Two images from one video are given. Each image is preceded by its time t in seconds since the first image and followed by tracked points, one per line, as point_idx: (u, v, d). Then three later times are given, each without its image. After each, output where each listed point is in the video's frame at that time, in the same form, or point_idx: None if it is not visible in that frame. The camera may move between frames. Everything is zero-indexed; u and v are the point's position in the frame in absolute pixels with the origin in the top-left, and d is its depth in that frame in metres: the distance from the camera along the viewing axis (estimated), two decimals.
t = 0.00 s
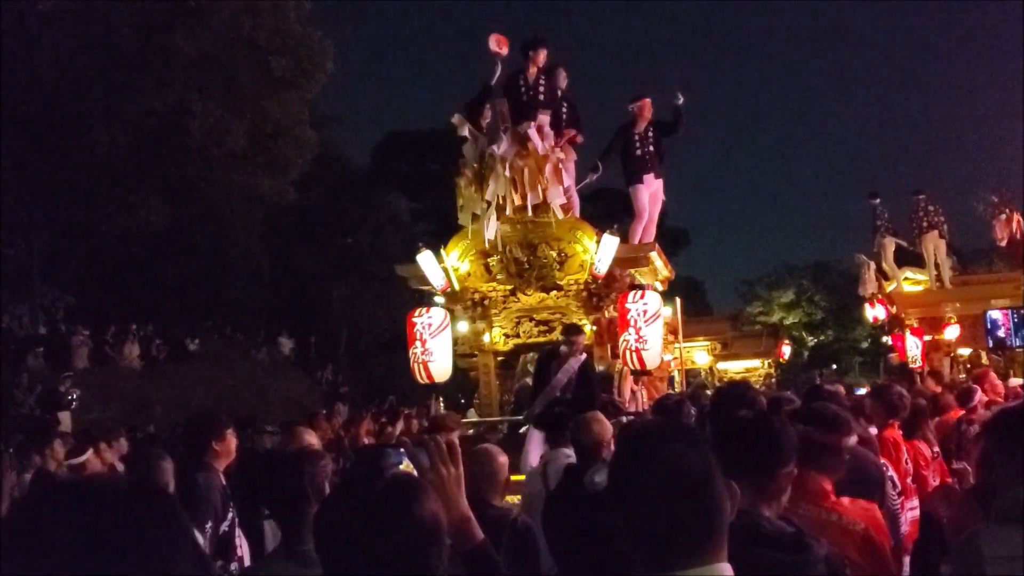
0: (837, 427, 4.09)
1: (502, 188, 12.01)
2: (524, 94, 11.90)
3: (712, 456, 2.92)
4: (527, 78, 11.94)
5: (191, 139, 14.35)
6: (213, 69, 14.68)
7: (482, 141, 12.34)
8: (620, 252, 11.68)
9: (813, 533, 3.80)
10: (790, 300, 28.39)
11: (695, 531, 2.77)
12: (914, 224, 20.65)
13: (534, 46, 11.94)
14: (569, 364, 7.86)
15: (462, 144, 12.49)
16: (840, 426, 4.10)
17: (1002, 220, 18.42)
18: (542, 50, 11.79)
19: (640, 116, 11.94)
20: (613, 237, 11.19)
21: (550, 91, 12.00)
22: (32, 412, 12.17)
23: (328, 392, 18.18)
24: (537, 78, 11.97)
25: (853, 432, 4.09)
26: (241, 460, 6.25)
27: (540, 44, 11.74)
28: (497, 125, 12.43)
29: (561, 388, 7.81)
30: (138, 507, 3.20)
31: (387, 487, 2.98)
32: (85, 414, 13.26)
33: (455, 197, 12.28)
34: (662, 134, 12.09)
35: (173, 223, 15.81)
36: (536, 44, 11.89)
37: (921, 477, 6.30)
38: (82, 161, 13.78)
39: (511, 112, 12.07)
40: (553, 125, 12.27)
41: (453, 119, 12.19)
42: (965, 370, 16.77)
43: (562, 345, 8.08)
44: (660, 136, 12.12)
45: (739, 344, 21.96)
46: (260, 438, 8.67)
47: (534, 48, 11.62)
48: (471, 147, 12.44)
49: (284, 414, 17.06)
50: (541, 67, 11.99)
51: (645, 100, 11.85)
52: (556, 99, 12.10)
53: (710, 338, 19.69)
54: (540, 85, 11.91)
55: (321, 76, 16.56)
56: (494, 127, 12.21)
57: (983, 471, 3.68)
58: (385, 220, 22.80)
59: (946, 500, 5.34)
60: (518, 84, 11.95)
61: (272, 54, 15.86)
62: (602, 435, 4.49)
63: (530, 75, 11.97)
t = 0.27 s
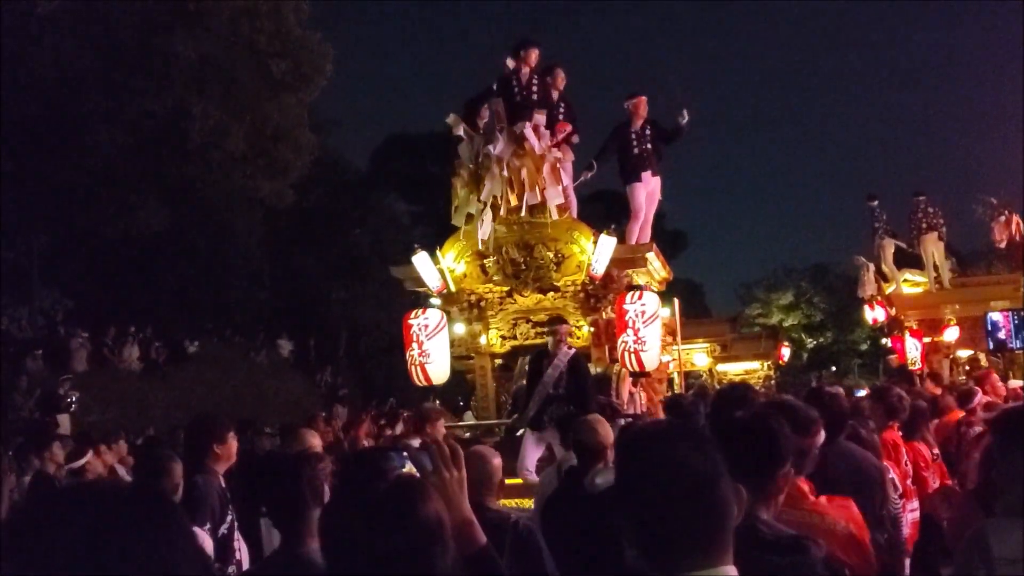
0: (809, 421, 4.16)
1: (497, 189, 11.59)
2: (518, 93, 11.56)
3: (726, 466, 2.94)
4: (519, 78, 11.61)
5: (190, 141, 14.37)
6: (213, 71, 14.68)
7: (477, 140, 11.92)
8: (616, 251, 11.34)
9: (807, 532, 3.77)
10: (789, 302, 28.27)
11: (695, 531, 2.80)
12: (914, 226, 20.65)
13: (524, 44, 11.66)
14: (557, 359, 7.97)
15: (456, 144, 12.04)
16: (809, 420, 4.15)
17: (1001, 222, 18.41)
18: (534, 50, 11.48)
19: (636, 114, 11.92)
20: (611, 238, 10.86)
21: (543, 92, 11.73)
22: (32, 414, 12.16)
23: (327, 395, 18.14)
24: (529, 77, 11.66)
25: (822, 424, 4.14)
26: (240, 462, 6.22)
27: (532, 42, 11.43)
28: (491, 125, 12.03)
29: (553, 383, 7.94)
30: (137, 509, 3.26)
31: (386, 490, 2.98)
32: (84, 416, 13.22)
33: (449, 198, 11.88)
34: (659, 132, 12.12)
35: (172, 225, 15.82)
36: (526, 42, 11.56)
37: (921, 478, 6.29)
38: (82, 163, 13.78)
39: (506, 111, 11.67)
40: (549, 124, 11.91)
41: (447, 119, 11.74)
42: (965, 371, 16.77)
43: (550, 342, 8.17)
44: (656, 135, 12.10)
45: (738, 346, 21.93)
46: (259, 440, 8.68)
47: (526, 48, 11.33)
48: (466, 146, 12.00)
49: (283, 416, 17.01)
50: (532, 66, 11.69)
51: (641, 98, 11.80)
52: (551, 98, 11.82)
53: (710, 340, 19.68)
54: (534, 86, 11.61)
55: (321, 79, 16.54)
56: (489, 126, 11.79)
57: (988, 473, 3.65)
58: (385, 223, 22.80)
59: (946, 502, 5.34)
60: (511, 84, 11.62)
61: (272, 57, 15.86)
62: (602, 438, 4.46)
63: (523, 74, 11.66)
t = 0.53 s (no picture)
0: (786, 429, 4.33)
1: (491, 190, 11.35)
2: (510, 97, 11.39)
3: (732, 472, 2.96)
4: (511, 81, 11.44)
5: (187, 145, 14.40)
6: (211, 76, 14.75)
7: (473, 141, 11.67)
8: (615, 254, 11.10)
9: (793, 543, 3.81)
10: (787, 305, 27.97)
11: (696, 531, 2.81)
12: (913, 230, 20.66)
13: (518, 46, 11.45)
14: (553, 361, 8.13)
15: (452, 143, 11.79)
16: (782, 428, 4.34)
17: (997, 227, 18.43)
18: (527, 51, 11.30)
19: (629, 115, 11.82)
20: (609, 241, 10.66)
21: (536, 95, 11.51)
22: (28, 418, 12.17)
23: (325, 399, 18.13)
24: (521, 80, 11.46)
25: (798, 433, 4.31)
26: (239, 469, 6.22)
27: (524, 44, 11.26)
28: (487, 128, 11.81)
29: (548, 382, 8.05)
30: (138, 512, 3.37)
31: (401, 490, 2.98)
32: (82, 421, 13.24)
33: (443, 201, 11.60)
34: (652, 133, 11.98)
35: (170, 229, 15.84)
36: (518, 45, 11.42)
37: (919, 481, 6.29)
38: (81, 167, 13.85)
39: (501, 113, 11.45)
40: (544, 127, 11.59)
41: (442, 120, 11.48)
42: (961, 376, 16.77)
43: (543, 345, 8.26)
44: (652, 138, 11.94)
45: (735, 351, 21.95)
46: (256, 444, 8.70)
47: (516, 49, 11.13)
48: (462, 146, 11.74)
49: (280, 420, 17.00)
50: (524, 69, 11.48)
51: (635, 99, 11.62)
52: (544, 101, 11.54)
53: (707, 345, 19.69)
54: (526, 88, 11.43)
55: (319, 83, 16.54)
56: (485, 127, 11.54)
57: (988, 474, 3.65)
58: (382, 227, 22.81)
59: (944, 507, 5.36)
60: (502, 87, 11.43)
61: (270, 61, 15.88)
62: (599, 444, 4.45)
63: (514, 78, 11.45)
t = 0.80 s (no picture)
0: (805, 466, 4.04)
1: (482, 195, 11.16)
2: (502, 100, 11.18)
3: (735, 481, 2.95)
4: (503, 84, 11.25)
5: (179, 150, 14.39)
6: (204, 82, 14.75)
7: (462, 145, 11.48)
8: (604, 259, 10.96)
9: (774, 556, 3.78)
10: (777, 313, 28.09)
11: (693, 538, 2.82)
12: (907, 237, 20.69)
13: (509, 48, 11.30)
14: (546, 367, 8.02)
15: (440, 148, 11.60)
16: (804, 464, 4.05)
17: (988, 235, 18.48)
18: (516, 53, 11.14)
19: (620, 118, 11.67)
20: (599, 245, 10.55)
21: (528, 98, 11.32)
22: (17, 423, 12.11)
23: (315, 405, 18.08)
24: (513, 83, 11.31)
25: (822, 470, 4.03)
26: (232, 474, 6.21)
27: (515, 47, 11.12)
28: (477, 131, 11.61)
29: (541, 388, 7.95)
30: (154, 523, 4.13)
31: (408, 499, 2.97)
32: (73, 426, 13.19)
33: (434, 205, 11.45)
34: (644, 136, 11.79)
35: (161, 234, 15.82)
36: (509, 47, 11.25)
37: (908, 489, 6.30)
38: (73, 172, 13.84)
39: (492, 116, 11.27)
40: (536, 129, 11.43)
41: (431, 123, 11.27)
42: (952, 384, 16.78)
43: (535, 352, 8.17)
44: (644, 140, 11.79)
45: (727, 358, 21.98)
46: (247, 450, 8.72)
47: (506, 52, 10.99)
48: (451, 150, 11.55)
49: (271, 426, 16.96)
50: (515, 72, 11.33)
51: (625, 102, 11.55)
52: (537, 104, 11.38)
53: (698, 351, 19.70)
54: (517, 91, 11.24)
55: (313, 88, 16.51)
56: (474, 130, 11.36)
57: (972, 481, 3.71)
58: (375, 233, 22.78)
59: (935, 515, 5.36)
60: (494, 90, 11.24)
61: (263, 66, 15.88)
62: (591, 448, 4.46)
63: (506, 81, 11.30)
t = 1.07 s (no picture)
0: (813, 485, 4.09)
1: (482, 198, 11.19)
2: (503, 103, 11.14)
3: (737, 478, 3.32)
4: (505, 88, 11.23)
5: (178, 156, 14.43)
6: (203, 87, 14.76)
7: (462, 147, 11.45)
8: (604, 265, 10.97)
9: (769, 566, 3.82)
10: (775, 320, 28.12)
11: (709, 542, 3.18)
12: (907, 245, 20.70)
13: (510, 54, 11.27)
14: (545, 374, 8.04)
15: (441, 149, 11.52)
16: (808, 485, 4.10)
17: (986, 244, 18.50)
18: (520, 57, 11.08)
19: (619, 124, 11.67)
20: (599, 250, 10.52)
21: (530, 102, 11.25)
22: (15, 428, 12.08)
23: (313, 410, 18.08)
24: (514, 88, 11.27)
25: (826, 494, 4.06)
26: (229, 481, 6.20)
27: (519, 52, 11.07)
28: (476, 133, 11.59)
29: (540, 394, 7.98)
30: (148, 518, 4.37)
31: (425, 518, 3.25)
32: (70, 431, 13.16)
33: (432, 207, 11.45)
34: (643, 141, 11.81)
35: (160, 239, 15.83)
36: (511, 52, 11.21)
37: (905, 497, 6.31)
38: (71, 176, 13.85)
39: (494, 119, 11.20)
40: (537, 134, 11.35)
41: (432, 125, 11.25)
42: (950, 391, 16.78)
43: (534, 358, 8.19)
44: (643, 145, 11.83)
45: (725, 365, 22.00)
46: (245, 455, 8.74)
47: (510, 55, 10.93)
48: (451, 152, 11.51)
49: (268, 431, 16.93)
50: (518, 77, 11.29)
51: (626, 107, 11.47)
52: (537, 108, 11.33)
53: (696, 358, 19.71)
54: (520, 94, 11.19)
55: (312, 94, 16.52)
56: (476, 133, 11.28)
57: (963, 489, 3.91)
58: (373, 239, 22.80)
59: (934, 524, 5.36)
60: (496, 94, 11.20)
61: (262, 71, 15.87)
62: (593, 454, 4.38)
63: (507, 85, 11.29)
